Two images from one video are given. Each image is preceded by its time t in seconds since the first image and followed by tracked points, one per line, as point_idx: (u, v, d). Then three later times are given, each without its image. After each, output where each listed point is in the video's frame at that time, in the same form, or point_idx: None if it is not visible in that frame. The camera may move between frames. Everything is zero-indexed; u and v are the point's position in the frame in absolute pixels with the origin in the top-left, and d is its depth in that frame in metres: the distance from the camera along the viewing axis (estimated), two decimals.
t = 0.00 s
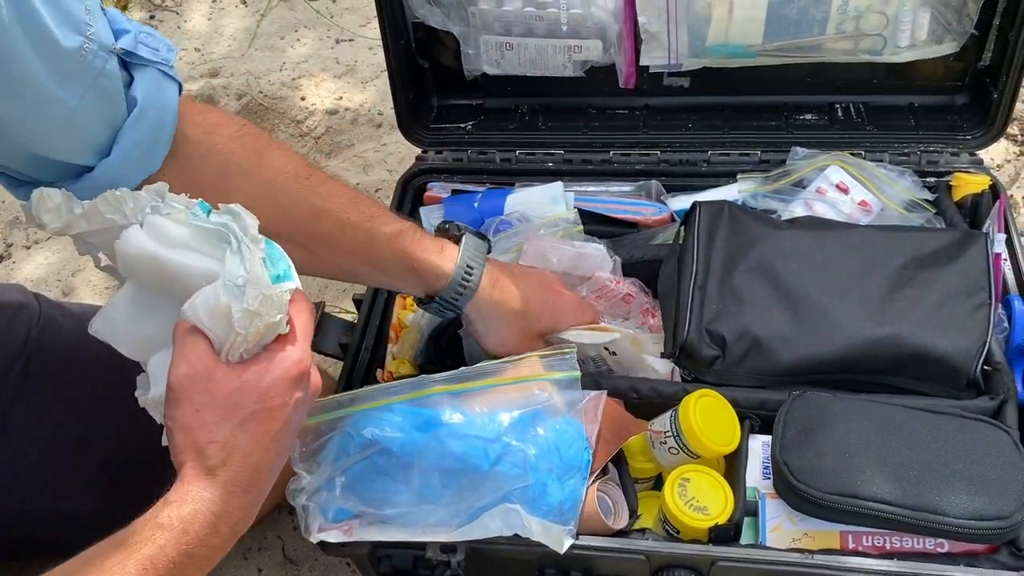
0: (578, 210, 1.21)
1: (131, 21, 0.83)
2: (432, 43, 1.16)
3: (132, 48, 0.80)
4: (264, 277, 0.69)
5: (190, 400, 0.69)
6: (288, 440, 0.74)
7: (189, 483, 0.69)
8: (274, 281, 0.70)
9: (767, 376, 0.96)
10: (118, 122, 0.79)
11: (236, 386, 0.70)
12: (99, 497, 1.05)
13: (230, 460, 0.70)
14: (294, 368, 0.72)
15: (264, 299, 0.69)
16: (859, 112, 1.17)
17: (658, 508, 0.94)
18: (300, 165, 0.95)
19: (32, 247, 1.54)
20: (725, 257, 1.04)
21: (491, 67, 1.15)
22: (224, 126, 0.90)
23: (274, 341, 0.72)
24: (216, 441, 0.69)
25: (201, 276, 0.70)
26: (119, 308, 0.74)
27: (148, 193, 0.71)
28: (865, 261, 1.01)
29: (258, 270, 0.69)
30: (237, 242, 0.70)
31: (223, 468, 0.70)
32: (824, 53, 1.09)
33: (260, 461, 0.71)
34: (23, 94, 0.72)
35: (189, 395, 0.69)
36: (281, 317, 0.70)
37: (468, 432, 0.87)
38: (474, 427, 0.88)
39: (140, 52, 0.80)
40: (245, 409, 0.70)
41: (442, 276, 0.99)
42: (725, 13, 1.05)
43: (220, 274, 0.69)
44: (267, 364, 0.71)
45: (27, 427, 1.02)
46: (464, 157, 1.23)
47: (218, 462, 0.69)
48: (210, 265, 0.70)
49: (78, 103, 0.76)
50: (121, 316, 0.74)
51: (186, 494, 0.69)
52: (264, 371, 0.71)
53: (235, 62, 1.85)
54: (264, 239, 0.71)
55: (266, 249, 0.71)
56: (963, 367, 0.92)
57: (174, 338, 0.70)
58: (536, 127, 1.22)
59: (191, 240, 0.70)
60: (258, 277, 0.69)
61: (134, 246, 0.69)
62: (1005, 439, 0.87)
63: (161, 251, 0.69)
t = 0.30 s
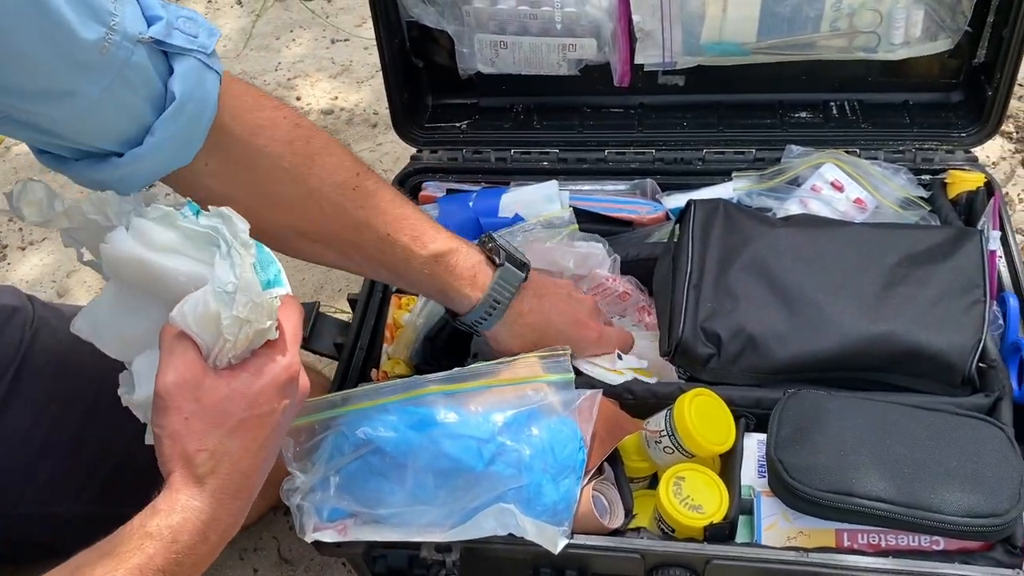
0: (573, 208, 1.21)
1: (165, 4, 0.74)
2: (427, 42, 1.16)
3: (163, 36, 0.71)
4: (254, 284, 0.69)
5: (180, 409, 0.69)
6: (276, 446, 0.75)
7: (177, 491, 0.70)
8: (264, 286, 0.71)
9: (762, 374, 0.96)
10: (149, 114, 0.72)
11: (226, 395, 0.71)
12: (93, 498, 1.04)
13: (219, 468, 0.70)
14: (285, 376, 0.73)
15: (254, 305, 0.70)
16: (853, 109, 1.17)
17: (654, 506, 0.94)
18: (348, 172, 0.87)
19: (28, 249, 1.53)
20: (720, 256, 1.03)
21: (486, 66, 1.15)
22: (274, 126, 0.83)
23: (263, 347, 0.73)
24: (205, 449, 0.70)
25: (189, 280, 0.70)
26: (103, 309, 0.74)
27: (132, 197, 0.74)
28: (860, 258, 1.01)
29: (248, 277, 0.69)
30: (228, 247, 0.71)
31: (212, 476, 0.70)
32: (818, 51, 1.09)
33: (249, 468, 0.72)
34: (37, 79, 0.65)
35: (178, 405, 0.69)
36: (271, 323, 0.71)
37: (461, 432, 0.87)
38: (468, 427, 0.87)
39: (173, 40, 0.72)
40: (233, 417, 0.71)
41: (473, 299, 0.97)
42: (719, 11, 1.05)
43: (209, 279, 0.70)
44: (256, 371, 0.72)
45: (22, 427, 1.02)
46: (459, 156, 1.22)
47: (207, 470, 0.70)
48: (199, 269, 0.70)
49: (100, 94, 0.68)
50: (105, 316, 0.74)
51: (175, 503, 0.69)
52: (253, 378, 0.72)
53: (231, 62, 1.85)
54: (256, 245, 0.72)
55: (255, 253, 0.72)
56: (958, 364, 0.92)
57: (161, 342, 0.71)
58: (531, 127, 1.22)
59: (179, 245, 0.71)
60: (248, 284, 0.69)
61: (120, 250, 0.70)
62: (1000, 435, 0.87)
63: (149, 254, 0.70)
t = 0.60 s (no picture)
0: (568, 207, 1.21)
1: None
2: (421, 41, 1.16)
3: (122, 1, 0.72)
4: (251, 284, 0.69)
5: (177, 408, 0.69)
6: (271, 443, 0.75)
7: (177, 490, 0.70)
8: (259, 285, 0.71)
9: (756, 371, 0.96)
10: (109, 77, 0.73)
11: (223, 394, 0.71)
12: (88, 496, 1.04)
13: (218, 467, 0.71)
14: (281, 374, 0.73)
15: (251, 305, 0.69)
16: (848, 107, 1.17)
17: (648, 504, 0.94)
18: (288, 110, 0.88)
19: (23, 249, 1.53)
20: (714, 253, 1.04)
21: (480, 64, 1.15)
22: (210, 70, 0.82)
23: (258, 346, 0.73)
24: (204, 449, 0.70)
25: (184, 280, 0.70)
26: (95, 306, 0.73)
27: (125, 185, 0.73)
28: (854, 255, 1.01)
29: (246, 276, 0.69)
30: (223, 246, 0.70)
31: (211, 475, 0.71)
32: (812, 49, 1.09)
33: (247, 466, 0.73)
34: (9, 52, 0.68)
35: (175, 404, 0.69)
36: (267, 322, 0.71)
37: (456, 430, 0.87)
38: (463, 424, 0.87)
39: (130, 5, 0.72)
40: (230, 416, 0.71)
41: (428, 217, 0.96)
42: (713, 9, 1.05)
43: (206, 279, 0.70)
44: (252, 369, 0.73)
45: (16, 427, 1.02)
46: (454, 154, 1.22)
47: (206, 469, 0.70)
48: (195, 269, 0.70)
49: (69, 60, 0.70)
50: (97, 313, 0.73)
51: (175, 501, 0.70)
52: (249, 377, 0.72)
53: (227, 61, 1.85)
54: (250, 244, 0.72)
55: (251, 253, 0.71)
56: (952, 360, 0.92)
57: (156, 342, 0.70)
58: (527, 124, 1.22)
59: (174, 244, 0.71)
60: (246, 284, 0.69)
61: (115, 249, 0.69)
62: (994, 431, 0.87)
63: (144, 254, 0.70)
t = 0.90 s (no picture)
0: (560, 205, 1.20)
1: None
2: (414, 39, 1.16)
3: (157, 23, 0.70)
4: (250, 285, 0.69)
5: (175, 407, 0.69)
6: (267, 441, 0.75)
7: (173, 488, 0.70)
8: (259, 287, 0.71)
9: (748, 369, 0.96)
10: (140, 102, 0.71)
11: (220, 393, 0.71)
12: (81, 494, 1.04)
13: (215, 465, 0.71)
14: (277, 373, 0.73)
15: (249, 307, 0.70)
16: (839, 105, 1.18)
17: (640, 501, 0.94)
18: (339, 169, 0.85)
19: (17, 248, 1.53)
20: (706, 252, 1.04)
21: (473, 63, 1.15)
22: (268, 120, 0.81)
23: (255, 346, 0.73)
24: (200, 447, 0.70)
25: (184, 280, 0.70)
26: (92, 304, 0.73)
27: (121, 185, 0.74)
28: (845, 253, 1.01)
29: (245, 278, 0.69)
30: (223, 249, 0.70)
31: (208, 473, 0.71)
32: (804, 47, 1.10)
33: (244, 463, 0.73)
34: (30, 65, 0.65)
35: (172, 403, 0.69)
36: (265, 323, 0.71)
37: (449, 427, 0.87)
38: (456, 422, 0.87)
39: (167, 28, 0.70)
40: (225, 415, 0.71)
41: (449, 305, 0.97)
42: (705, 8, 1.06)
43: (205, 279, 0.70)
44: (247, 369, 0.72)
45: (9, 426, 1.02)
46: (448, 154, 1.23)
47: (204, 467, 0.70)
48: (195, 270, 0.70)
49: (92, 78, 0.67)
50: (94, 311, 0.73)
51: (172, 499, 0.70)
52: (243, 375, 0.72)
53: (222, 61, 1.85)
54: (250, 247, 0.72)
55: (250, 255, 0.72)
56: (942, 358, 0.92)
57: (154, 341, 0.70)
58: (520, 123, 1.22)
59: (176, 245, 0.70)
60: (244, 285, 0.69)
61: (115, 248, 0.69)
62: (984, 429, 0.87)
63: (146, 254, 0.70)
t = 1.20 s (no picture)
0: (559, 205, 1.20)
1: None
2: (413, 39, 1.16)
3: None
4: (247, 285, 0.69)
5: (172, 406, 0.70)
6: (265, 440, 0.75)
7: (170, 486, 0.70)
8: (255, 287, 0.71)
9: (746, 368, 0.96)
10: (79, 66, 0.81)
11: (216, 393, 0.71)
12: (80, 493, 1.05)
13: (210, 464, 0.71)
14: (274, 373, 0.74)
15: (245, 307, 0.70)
16: (837, 105, 1.18)
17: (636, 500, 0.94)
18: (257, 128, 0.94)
19: (16, 247, 1.54)
20: (704, 251, 1.04)
21: (472, 62, 1.15)
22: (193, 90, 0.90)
23: (251, 345, 0.73)
24: (197, 446, 0.70)
25: (181, 279, 0.71)
26: (89, 302, 0.73)
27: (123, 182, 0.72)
28: (843, 252, 1.02)
29: (241, 277, 0.69)
30: (219, 248, 0.70)
31: (205, 471, 0.71)
32: (802, 48, 1.10)
33: (241, 462, 0.73)
34: None
35: (169, 402, 0.70)
36: (261, 322, 0.72)
37: (446, 426, 0.87)
38: (454, 420, 0.88)
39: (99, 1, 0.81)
40: (222, 414, 0.71)
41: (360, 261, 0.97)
42: (703, 8, 1.06)
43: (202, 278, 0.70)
44: (244, 368, 0.73)
45: (8, 424, 1.02)
46: (446, 153, 1.23)
47: (200, 466, 0.71)
48: (192, 269, 0.71)
49: (43, 54, 0.79)
50: (90, 308, 0.73)
51: (168, 498, 0.70)
52: (240, 374, 0.72)
53: (221, 61, 1.86)
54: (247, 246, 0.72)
55: (248, 254, 0.72)
56: (939, 357, 0.93)
57: (150, 340, 0.71)
58: (518, 123, 1.23)
59: (173, 243, 0.71)
60: (241, 284, 0.69)
61: (113, 247, 0.69)
62: (980, 427, 0.87)
63: (143, 252, 0.70)
